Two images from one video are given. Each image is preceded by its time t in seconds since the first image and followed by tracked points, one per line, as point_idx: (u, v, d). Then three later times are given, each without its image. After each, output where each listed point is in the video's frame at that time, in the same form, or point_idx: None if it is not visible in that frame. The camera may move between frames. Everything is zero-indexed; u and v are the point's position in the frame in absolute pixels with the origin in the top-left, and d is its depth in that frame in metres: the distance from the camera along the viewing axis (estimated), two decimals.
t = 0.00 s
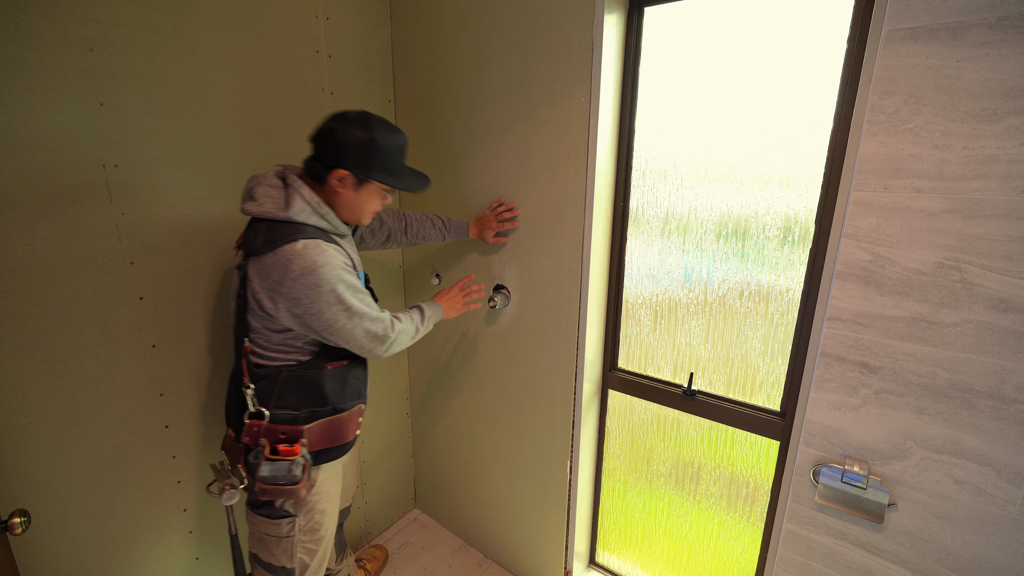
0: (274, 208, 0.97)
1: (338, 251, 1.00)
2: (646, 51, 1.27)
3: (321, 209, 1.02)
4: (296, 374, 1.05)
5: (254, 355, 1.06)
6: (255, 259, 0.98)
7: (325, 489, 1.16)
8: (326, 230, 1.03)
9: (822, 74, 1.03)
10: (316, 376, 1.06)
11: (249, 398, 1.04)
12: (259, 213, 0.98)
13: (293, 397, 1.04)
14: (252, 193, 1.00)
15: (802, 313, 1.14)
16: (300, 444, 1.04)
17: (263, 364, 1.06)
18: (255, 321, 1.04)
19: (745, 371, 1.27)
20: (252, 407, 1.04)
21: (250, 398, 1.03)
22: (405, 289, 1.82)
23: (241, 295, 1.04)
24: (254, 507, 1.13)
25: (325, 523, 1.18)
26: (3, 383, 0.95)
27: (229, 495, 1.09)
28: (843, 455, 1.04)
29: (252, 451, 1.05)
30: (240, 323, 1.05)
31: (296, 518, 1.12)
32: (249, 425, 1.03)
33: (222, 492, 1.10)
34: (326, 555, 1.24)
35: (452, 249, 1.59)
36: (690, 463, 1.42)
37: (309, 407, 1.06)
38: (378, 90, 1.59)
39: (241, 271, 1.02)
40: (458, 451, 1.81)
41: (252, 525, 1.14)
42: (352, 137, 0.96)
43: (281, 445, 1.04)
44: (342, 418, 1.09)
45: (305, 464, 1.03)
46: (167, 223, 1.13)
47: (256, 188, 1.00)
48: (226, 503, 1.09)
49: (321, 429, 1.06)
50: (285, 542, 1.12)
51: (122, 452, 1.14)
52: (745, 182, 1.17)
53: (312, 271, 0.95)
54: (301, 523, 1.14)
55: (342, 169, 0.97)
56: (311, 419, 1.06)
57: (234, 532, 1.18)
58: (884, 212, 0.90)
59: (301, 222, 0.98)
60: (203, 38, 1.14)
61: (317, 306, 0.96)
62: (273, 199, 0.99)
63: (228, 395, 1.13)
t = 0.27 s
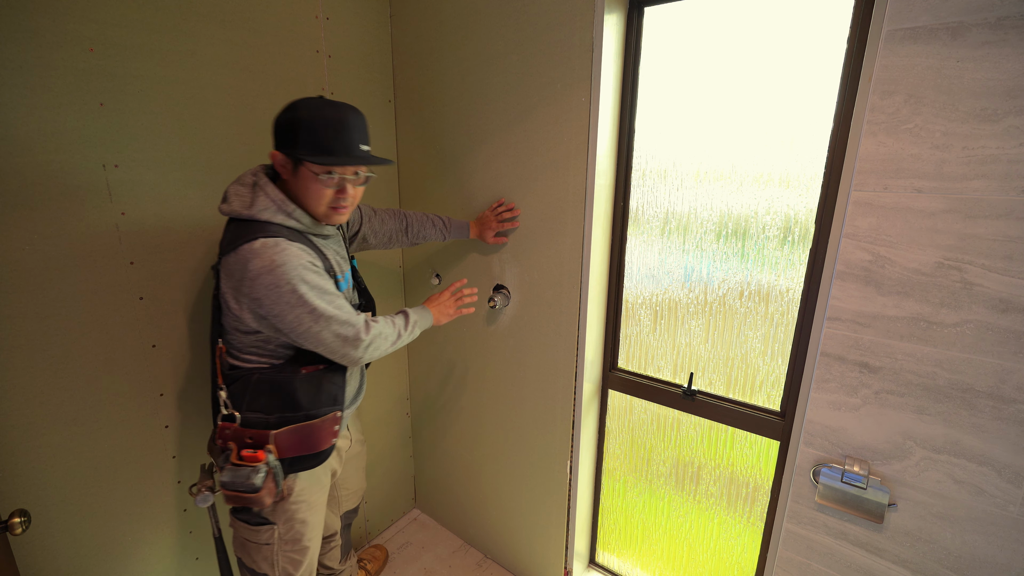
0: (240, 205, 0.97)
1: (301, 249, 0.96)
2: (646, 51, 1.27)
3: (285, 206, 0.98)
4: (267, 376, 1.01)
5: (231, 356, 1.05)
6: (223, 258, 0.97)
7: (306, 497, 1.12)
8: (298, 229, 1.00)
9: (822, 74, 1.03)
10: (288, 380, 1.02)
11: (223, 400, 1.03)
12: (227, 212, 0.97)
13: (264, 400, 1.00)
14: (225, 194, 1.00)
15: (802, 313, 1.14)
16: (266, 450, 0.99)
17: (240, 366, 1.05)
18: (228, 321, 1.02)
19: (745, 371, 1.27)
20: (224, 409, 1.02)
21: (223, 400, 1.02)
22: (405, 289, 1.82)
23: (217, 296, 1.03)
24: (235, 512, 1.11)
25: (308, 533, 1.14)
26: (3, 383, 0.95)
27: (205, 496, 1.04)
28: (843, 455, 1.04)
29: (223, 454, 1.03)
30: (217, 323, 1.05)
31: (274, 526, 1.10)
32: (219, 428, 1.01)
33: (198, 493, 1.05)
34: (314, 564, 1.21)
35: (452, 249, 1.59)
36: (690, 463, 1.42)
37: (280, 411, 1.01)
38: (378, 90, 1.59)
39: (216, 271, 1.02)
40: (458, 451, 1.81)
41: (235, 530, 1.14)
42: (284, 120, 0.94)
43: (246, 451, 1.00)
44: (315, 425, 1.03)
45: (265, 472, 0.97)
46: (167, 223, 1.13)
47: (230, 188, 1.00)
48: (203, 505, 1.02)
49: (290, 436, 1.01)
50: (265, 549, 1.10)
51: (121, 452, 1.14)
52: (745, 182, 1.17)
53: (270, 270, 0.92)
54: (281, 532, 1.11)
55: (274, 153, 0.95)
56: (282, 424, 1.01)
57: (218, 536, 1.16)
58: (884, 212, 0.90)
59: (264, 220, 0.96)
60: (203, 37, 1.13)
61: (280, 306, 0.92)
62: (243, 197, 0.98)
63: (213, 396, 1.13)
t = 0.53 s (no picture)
0: (221, 204, 0.97)
1: (279, 248, 0.95)
2: (646, 51, 1.27)
3: (266, 204, 0.99)
4: (248, 377, 1.01)
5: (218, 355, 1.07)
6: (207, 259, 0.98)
7: (293, 501, 1.12)
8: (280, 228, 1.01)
9: (822, 74, 1.03)
10: (270, 382, 1.01)
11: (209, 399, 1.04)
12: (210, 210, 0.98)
13: (246, 402, 1.00)
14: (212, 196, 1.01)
15: (802, 313, 1.14)
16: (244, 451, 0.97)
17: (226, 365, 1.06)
18: (213, 321, 1.04)
19: (745, 371, 1.27)
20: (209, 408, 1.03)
21: (208, 399, 1.03)
22: (405, 289, 1.82)
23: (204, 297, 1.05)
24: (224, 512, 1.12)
25: (296, 536, 1.14)
26: (3, 383, 0.95)
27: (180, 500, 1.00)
28: (843, 455, 1.04)
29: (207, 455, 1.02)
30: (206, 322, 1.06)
31: (261, 529, 1.10)
32: (204, 427, 1.02)
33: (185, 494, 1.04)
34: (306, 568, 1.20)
35: (452, 249, 1.59)
36: (690, 463, 1.42)
37: (261, 413, 1.01)
38: (378, 90, 1.59)
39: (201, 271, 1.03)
40: (458, 451, 1.81)
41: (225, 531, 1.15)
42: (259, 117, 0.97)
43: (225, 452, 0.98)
44: (295, 429, 1.02)
45: (240, 474, 0.94)
46: (167, 223, 1.13)
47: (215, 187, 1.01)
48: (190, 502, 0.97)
49: (270, 438, 1.00)
50: (252, 552, 1.11)
51: (121, 452, 1.14)
52: (745, 182, 1.17)
53: (246, 269, 0.91)
54: (267, 535, 1.11)
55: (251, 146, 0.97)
56: (263, 426, 1.01)
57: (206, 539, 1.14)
58: (885, 212, 0.90)
59: (245, 219, 0.96)
60: (203, 38, 1.14)
61: (255, 307, 0.91)
62: (225, 196, 0.99)
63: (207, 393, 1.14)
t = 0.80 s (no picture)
0: (218, 203, 0.97)
1: (275, 249, 0.95)
2: (646, 51, 1.27)
3: (262, 204, 0.99)
4: (244, 377, 1.02)
5: (215, 355, 1.08)
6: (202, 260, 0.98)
7: (289, 501, 1.12)
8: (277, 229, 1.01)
9: (822, 74, 1.03)
10: (266, 381, 1.02)
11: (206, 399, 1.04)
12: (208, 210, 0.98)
13: (241, 402, 1.00)
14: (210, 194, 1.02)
15: (802, 313, 1.14)
16: (239, 452, 0.96)
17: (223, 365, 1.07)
18: (210, 321, 1.04)
19: (745, 371, 1.27)
20: (205, 407, 1.03)
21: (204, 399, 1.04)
22: (404, 289, 1.82)
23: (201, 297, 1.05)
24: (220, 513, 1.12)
25: (291, 536, 1.14)
26: (3, 383, 0.95)
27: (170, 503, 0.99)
28: (843, 455, 1.04)
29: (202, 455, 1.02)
30: (202, 322, 1.07)
31: (256, 529, 1.10)
32: (200, 426, 1.02)
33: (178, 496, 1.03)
34: (303, 568, 1.20)
35: (452, 249, 1.59)
36: (690, 463, 1.42)
37: (256, 413, 1.01)
38: (378, 90, 1.59)
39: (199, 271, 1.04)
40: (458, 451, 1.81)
41: (222, 531, 1.15)
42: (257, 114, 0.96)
43: (220, 452, 0.98)
44: (290, 430, 1.02)
45: (235, 474, 0.93)
46: (167, 223, 1.13)
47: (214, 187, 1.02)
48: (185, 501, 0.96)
49: (265, 438, 1.00)
50: (248, 552, 1.11)
51: (121, 452, 1.14)
52: (745, 182, 1.17)
53: (242, 270, 0.91)
54: (263, 535, 1.11)
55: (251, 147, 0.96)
56: (258, 426, 1.01)
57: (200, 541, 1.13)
58: (885, 212, 0.90)
59: (241, 219, 0.96)
60: (203, 38, 1.14)
61: (251, 308, 0.91)
62: (222, 195, 0.99)
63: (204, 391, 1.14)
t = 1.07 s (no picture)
0: (232, 206, 0.98)
1: (291, 251, 0.96)
2: (646, 51, 1.27)
3: (277, 207, 0.98)
4: (253, 377, 1.02)
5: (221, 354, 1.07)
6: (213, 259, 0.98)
7: (295, 498, 1.12)
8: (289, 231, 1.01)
9: (822, 74, 1.03)
10: (274, 381, 1.02)
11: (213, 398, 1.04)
12: (219, 212, 0.98)
13: (250, 401, 1.01)
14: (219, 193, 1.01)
15: (802, 313, 1.14)
16: (248, 451, 0.98)
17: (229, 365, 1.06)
18: (218, 321, 1.04)
19: (745, 371, 1.27)
20: (213, 407, 1.03)
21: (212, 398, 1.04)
22: (405, 289, 1.82)
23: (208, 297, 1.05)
24: (224, 510, 1.12)
25: (297, 534, 1.14)
26: (3, 383, 0.95)
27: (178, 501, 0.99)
28: (843, 455, 1.03)
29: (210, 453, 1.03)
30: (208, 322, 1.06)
31: (262, 526, 1.10)
32: (208, 426, 1.02)
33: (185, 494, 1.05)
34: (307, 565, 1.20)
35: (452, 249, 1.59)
36: (690, 463, 1.42)
37: (265, 412, 1.01)
38: (378, 90, 1.59)
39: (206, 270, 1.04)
40: (458, 451, 1.81)
41: (226, 529, 1.15)
42: (317, 133, 0.92)
43: (230, 451, 0.99)
44: (299, 428, 1.02)
45: (247, 473, 0.95)
46: (167, 223, 1.13)
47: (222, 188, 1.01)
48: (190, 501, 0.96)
49: (275, 437, 1.01)
50: (253, 549, 1.11)
51: (121, 452, 1.14)
52: (745, 182, 1.17)
53: (258, 272, 0.92)
54: (269, 532, 1.11)
55: (312, 168, 0.94)
56: (267, 425, 1.01)
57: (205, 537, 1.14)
58: (885, 212, 0.90)
59: (254, 221, 0.97)
60: (203, 38, 1.14)
61: (266, 309, 0.92)
62: (235, 197, 1.00)
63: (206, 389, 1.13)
